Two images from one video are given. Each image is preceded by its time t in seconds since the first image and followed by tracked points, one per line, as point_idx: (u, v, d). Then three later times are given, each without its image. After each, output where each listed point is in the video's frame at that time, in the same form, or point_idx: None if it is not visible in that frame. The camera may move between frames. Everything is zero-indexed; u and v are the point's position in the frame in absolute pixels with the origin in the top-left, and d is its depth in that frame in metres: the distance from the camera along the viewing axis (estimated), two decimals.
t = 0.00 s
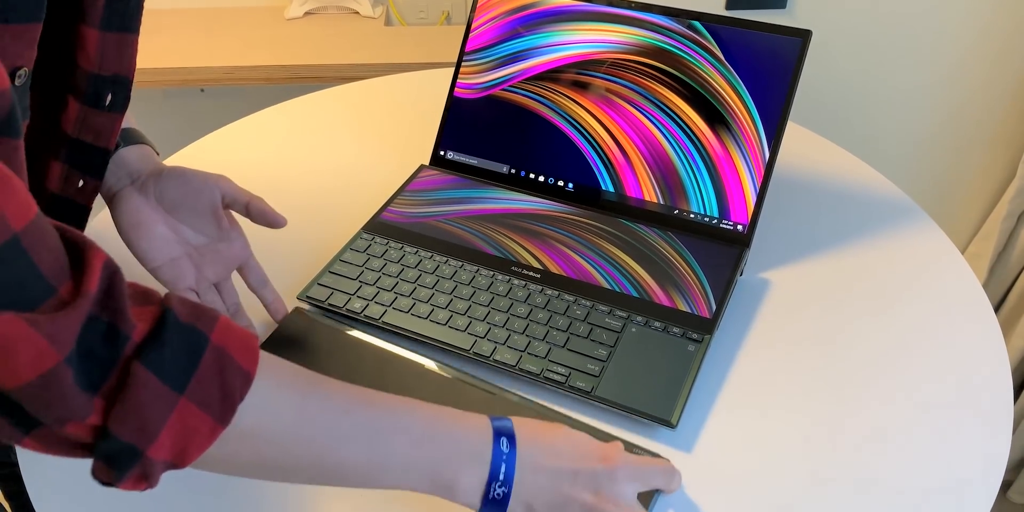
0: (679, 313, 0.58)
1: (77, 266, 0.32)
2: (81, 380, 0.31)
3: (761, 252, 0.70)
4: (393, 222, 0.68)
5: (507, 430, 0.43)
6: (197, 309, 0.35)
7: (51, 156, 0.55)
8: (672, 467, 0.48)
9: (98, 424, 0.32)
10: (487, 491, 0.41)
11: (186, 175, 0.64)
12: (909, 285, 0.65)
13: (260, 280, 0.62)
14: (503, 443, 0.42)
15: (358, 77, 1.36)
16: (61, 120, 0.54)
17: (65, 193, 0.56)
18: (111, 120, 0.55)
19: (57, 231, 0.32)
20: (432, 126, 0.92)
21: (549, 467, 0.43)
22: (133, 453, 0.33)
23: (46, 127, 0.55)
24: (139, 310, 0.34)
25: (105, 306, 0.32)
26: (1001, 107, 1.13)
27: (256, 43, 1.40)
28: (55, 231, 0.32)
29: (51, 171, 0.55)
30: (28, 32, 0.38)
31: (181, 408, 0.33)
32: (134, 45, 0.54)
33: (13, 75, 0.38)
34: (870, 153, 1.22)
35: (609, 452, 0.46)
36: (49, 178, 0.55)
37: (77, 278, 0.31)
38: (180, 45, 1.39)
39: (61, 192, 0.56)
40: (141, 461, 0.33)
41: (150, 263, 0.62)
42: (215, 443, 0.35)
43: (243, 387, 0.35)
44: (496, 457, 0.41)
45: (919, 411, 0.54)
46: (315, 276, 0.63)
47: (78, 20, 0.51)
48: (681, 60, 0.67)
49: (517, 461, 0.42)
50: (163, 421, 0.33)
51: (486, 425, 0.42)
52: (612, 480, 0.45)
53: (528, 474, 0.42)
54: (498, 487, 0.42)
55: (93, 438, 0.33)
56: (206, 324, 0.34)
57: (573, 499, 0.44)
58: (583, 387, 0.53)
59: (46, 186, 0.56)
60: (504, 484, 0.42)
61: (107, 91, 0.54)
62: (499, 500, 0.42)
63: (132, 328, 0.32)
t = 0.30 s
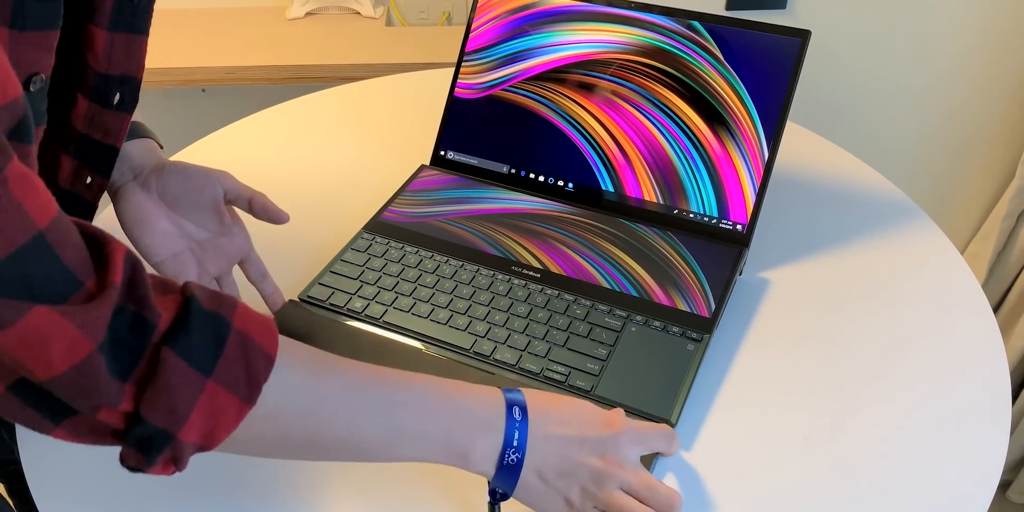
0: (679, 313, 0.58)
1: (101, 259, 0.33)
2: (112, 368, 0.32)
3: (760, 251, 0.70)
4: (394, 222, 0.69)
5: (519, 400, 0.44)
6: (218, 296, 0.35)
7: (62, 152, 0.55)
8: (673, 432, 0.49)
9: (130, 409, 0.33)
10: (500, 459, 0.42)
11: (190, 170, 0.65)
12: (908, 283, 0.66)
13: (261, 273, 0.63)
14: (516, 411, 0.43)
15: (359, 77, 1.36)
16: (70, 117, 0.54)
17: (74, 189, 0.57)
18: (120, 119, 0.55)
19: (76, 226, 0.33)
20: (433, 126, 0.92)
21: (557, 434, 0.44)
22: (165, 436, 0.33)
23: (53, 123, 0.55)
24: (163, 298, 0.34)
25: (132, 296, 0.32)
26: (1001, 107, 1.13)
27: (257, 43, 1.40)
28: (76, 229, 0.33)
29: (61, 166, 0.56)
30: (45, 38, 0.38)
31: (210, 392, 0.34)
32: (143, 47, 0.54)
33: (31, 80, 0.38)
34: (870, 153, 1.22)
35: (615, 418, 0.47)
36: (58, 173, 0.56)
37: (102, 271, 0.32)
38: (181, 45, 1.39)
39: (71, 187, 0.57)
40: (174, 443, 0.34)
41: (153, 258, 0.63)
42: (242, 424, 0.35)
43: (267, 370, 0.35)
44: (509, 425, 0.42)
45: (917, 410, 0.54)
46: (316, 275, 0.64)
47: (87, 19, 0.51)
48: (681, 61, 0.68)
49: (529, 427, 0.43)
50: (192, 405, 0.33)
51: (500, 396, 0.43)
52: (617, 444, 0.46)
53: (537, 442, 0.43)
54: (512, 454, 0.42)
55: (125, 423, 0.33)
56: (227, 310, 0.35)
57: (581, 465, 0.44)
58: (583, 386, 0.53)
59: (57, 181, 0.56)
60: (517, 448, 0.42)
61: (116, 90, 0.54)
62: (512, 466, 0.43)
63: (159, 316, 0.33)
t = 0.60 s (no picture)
0: (679, 314, 0.58)
1: (38, 296, 0.32)
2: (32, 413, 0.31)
3: (761, 253, 0.70)
4: (395, 223, 0.69)
5: (488, 455, 0.41)
6: (156, 337, 0.35)
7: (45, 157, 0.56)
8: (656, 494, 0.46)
9: (49, 457, 0.32)
10: None
11: (160, 181, 0.64)
12: (908, 285, 0.66)
13: (231, 288, 0.62)
14: (484, 470, 0.40)
15: (360, 78, 1.37)
16: (54, 120, 0.55)
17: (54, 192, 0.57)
18: (98, 128, 0.55)
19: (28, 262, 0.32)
20: (434, 127, 0.92)
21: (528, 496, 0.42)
22: (86, 487, 0.33)
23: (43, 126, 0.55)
24: (94, 339, 0.34)
25: (60, 336, 0.32)
26: (1001, 109, 1.13)
27: (258, 45, 1.40)
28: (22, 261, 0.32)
29: (44, 172, 0.56)
30: (43, 36, 0.38)
31: (136, 440, 0.34)
32: (132, 53, 0.54)
33: (25, 79, 0.38)
34: (870, 155, 1.23)
35: (593, 480, 0.44)
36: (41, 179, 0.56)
37: (39, 307, 0.32)
38: (183, 46, 1.40)
39: (51, 190, 0.57)
40: (95, 495, 0.33)
41: (119, 269, 0.62)
42: (173, 476, 0.35)
43: (203, 418, 0.35)
44: (476, 486, 0.40)
45: (917, 411, 0.54)
46: (318, 277, 0.64)
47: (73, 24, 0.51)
48: (681, 63, 0.68)
49: (498, 488, 0.40)
50: (116, 453, 0.33)
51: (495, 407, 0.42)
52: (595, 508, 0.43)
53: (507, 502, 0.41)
54: None
55: (45, 471, 0.33)
56: (165, 353, 0.35)
57: None
58: (584, 387, 0.53)
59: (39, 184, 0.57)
60: None
61: (99, 97, 0.54)
62: None
63: (85, 359, 0.33)
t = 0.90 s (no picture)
0: (679, 315, 0.58)
1: (107, 272, 0.33)
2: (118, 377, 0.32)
3: (759, 254, 0.70)
4: (394, 224, 0.69)
5: (523, 397, 0.43)
6: (219, 303, 0.35)
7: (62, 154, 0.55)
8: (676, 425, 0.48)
9: (134, 419, 0.33)
10: (506, 455, 0.42)
11: (188, 171, 0.64)
12: (908, 285, 0.66)
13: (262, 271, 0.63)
14: (519, 409, 0.42)
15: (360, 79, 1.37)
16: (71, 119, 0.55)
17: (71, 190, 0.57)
18: (119, 124, 0.55)
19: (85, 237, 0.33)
20: (433, 127, 0.92)
21: (560, 429, 0.44)
22: (169, 444, 0.33)
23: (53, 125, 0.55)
24: (163, 308, 0.34)
25: (135, 307, 0.33)
26: (1001, 110, 1.13)
27: (258, 45, 1.40)
28: (82, 238, 0.32)
29: (61, 168, 0.56)
30: (52, 39, 0.38)
31: (212, 399, 0.34)
32: (146, 52, 0.54)
33: (36, 80, 0.38)
34: (870, 155, 1.22)
35: (618, 413, 0.46)
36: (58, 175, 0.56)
37: (108, 283, 0.32)
38: (182, 47, 1.40)
39: (70, 188, 0.57)
40: (179, 450, 0.34)
41: (154, 258, 0.63)
42: (247, 430, 0.36)
43: (269, 376, 0.35)
44: (512, 423, 0.42)
45: (917, 413, 0.54)
46: (317, 277, 0.64)
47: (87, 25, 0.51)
48: (681, 64, 0.68)
49: (533, 424, 0.43)
50: (195, 412, 0.34)
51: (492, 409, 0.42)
52: (621, 437, 0.45)
53: (541, 438, 0.43)
54: (517, 451, 0.42)
55: (132, 431, 0.33)
56: (228, 316, 0.35)
57: (586, 460, 0.44)
58: (582, 389, 0.53)
59: (55, 182, 0.56)
60: (523, 445, 0.42)
61: (117, 95, 0.54)
62: (518, 464, 0.43)
63: (160, 326, 0.33)
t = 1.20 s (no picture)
0: (678, 315, 0.58)
1: (58, 295, 0.32)
2: (59, 407, 0.31)
3: (759, 253, 0.70)
4: (392, 224, 0.69)
5: (499, 434, 0.43)
6: (170, 330, 0.36)
7: (51, 156, 0.56)
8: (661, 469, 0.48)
9: (72, 451, 0.33)
10: (479, 496, 0.41)
11: (163, 179, 0.64)
12: (907, 285, 0.66)
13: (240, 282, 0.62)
14: (495, 447, 0.42)
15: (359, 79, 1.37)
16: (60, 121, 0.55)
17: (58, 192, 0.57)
18: (107, 128, 0.55)
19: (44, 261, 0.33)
20: (433, 127, 0.92)
21: (538, 469, 0.43)
22: (108, 479, 0.33)
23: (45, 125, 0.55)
24: (110, 334, 0.35)
25: (80, 333, 0.32)
26: (1002, 110, 1.13)
27: (258, 44, 1.40)
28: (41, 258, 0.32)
29: (49, 169, 0.56)
30: (50, 40, 0.38)
31: (155, 429, 0.34)
32: (139, 57, 0.54)
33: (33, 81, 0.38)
34: (870, 155, 1.22)
35: (599, 454, 0.46)
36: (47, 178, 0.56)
37: (59, 306, 0.32)
38: (182, 46, 1.40)
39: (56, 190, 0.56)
40: (118, 486, 0.34)
41: (128, 266, 0.62)
42: (193, 465, 0.35)
43: (220, 407, 0.35)
44: (487, 462, 0.41)
45: (914, 413, 0.54)
46: (315, 277, 0.64)
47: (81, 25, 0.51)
48: (680, 63, 0.67)
49: (509, 464, 0.42)
50: (137, 445, 0.34)
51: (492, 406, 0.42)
52: (601, 480, 0.45)
53: (519, 479, 0.42)
54: (491, 493, 0.42)
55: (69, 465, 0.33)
56: (180, 345, 0.35)
57: (566, 503, 0.43)
58: (581, 389, 0.53)
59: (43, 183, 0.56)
60: (496, 488, 0.42)
61: (105, 98, 0.53)
62: (492, 505, 0.42)
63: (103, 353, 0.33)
